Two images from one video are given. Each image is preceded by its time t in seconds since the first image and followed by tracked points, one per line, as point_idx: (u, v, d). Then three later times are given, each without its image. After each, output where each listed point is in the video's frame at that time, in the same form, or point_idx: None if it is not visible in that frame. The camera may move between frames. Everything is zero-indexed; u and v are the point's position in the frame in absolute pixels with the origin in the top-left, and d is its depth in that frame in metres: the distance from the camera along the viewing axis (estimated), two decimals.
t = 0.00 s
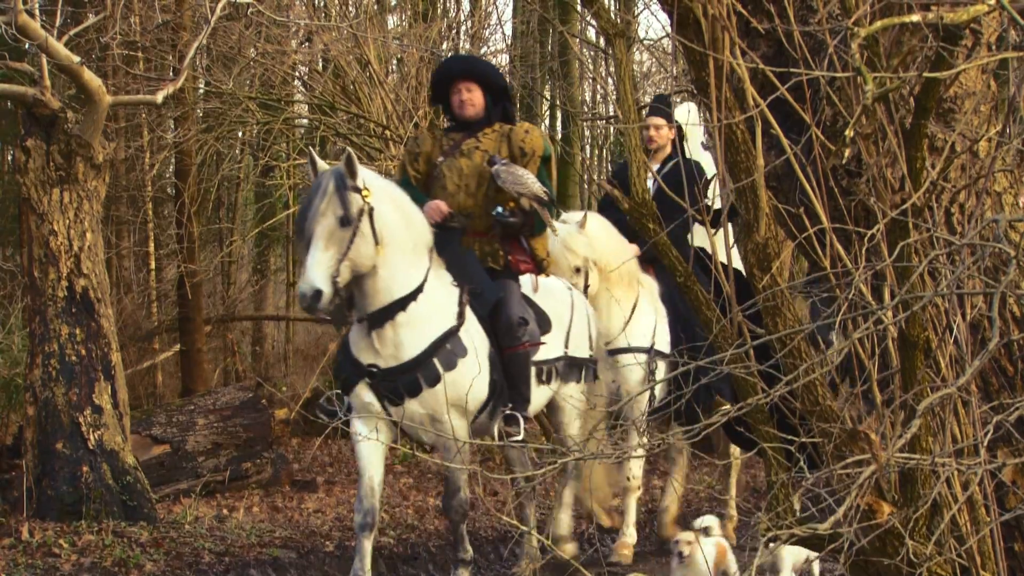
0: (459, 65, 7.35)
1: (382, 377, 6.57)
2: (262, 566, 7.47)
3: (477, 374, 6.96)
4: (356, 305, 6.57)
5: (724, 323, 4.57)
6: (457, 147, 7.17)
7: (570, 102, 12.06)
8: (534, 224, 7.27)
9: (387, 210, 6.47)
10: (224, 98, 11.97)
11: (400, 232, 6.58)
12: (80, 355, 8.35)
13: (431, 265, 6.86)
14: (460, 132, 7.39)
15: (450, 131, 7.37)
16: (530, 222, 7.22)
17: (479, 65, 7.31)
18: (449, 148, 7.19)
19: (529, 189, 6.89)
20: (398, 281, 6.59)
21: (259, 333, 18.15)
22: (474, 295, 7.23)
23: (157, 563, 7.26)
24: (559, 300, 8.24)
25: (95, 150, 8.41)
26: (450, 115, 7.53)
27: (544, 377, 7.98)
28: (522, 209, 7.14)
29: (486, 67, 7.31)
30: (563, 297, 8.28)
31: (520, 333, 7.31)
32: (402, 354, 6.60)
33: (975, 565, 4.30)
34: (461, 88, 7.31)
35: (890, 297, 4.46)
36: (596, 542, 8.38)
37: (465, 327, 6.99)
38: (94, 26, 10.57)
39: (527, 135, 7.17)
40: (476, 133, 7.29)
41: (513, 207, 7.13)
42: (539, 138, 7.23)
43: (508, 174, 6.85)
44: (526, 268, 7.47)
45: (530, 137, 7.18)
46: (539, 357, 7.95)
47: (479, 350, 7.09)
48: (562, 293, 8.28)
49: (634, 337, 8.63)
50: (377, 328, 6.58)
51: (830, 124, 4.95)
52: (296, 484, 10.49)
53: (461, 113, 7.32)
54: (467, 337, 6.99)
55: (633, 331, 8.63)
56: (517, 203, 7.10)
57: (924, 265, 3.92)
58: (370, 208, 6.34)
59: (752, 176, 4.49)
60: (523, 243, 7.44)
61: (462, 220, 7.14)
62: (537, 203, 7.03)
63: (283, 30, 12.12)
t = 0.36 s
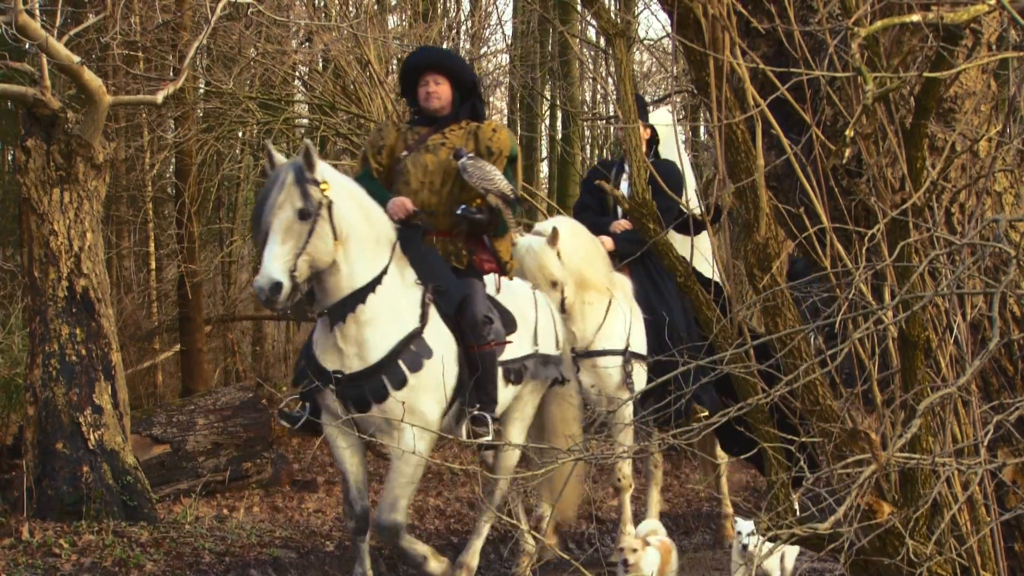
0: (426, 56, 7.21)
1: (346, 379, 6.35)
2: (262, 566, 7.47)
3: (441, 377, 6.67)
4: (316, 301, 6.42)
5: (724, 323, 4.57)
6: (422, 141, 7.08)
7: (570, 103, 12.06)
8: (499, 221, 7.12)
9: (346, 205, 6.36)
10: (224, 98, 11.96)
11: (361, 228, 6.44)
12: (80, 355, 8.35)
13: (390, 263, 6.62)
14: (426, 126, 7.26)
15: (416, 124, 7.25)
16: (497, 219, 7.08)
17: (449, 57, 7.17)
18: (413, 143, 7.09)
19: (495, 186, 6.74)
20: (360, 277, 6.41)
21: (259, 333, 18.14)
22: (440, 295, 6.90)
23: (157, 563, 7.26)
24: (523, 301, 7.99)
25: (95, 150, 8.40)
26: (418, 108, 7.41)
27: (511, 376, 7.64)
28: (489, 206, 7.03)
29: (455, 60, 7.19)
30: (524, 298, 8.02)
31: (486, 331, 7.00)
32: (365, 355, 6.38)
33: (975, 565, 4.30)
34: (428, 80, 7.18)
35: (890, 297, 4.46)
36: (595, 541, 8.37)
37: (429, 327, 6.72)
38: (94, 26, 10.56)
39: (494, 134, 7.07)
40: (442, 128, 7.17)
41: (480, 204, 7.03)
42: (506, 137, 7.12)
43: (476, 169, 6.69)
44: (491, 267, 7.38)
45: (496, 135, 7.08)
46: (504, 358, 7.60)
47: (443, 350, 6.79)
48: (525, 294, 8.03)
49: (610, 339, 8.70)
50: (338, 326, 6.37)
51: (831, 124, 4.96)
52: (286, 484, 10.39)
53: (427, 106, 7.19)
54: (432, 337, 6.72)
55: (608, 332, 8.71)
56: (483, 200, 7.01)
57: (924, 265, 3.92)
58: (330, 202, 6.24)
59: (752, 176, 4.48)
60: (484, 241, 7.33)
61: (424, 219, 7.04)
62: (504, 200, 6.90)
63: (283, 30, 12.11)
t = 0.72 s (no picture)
0: (388, 53, 6.87)
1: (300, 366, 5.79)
2: (263, 566, 7.46)
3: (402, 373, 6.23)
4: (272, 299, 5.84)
5: (725, 323, 4.58)
6: (383, 142, 6.67)
7: (570, 103, 12.05)
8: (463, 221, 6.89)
9: (307, 200, 5.77)
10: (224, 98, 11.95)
11: (322, 224, 5.85)
12: (80, 356, 8.34)
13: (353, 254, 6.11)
14: (388, 126, 6.89)
15: (377, 125, 6.89)
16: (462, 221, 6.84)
17: (411, 53, 6.84)
18: (375, 144, 6.66)
19: (460, 185, 6.52)
20: (317, 272, 5.82)
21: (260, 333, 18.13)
22: (399, 290, 6.41)
23: (157, 564, 7.25)
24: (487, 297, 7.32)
25: (95, 150, 8.40)
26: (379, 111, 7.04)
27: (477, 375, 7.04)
28: (454, 206, 6.77)
29: (419, 58, 6.87)
30: (490, 296, 7.34)
31: (450, 329, 6.52)
32: (314, 342, 5.79)
33: (975, 565, 4.30)
34: (390, 79, 6.86)
35: (890, 297, 4.46)
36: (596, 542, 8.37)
37: (387, 319, 6.20)
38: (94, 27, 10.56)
39: (457, 133, 6.78)
40: (403, 128, 6.82)
41: (444, 204, 6.75)
42: (468, 135, 6.85)
43: (438, 170, 6.43)
44: (457, 267, 6.98)
45: (461, 134, 6.81)
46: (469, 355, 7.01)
47: (399, 344, 6.22)
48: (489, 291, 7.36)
49: (579, 341, 8.01)
50: (292, 314, 5.79)
51: (831, 125, 4.97)
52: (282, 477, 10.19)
53: (388, 105, 6.86)
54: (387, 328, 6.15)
55: (579, 333, 8.02)
56: (448, 200, 6.73)
57: (925, 266, 3.92)
58: (290, 197, 5.63)
59: (753, 177, 4.50)
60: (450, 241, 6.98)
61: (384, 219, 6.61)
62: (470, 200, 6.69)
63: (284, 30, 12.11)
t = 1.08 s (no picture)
0: (351, 36, 6.30)
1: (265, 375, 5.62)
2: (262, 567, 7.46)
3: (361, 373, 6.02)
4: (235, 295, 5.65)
5: (724, 324, 4.58)
6: (343, 127, 6.20)
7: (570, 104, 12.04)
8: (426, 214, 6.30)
9: (271, 194, 5.59)
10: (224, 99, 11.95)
11: (286, 220, 5.67)
12: (80, 356, 8.34)
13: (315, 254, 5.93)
14: (350, 111, 6.38)
15: (338, 111, 6.38)
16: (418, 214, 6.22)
17: (378, 36, 6.27)
18: (334, 129, 6.22)
19: (423, 177, 6.01)
20: (280, 268, 5.65)
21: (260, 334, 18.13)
22: (360, 288, 6.17)
23: (157, 564, 7.25)
24: (450, 289, 7.06)
25: (95, 151, 8.40)
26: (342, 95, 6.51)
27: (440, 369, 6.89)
28: (415, 196, 6.19)
29: (382, 41, 6.28)
30: (456, 292, 7.09)
31: (411, 326, 6.30)
32: (276, 347, 5.63)
33: (975, 566, 4.31)
34: (351, 63, 6.29)
35: (890, 298, 4.46)
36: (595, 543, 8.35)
37: (346, 317, 5.99)
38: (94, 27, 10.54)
39: (420, 117, 6.25)
40: (365, 114, 6.31)
41: (405, 194, 6.18)
42: (432, 121, 6.30)
43: (403, 158, 5.94)
44: (416, 257, 6.39)
45: (424, 121, 6.27)
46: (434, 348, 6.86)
47: (359, 343, 6.03)
48: (455, 283, 7.09)
49: (542, 346, 7.44)
50: (255, 317, 5.60)
51: (831, 125, 4.97)
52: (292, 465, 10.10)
53: (350, 91, 6.31)
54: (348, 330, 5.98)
55: (541, 339, 7.43)
56: (410, 190, 6.16)
57: (925, 266, 3.91)
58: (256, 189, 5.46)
59: (753, 177, 4.51)
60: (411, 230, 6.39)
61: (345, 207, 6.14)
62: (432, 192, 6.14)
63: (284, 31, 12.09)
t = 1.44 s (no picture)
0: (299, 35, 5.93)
1: (219, 371, 5.10)
2: (262, 568, 7.46)
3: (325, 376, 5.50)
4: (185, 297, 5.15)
5: (724, 325, 4.57)
6: (301, 134, 5.83)
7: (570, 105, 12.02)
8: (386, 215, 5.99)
9: (221, 192, 5.14)
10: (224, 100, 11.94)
11: (237, 217, 5.20)
12: (80, 357, 8.33)
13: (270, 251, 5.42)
14: (305, 116, 5.99)
15: (293, 115, 5.98)
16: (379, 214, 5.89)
17: (328, 32, 5.90)
18: (291, 136, 5.84)
19: (382, 177, 5.64)
20: (235, 265, 5.18)
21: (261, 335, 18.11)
22: (322, 288, 5.66)
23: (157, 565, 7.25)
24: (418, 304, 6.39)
25: (95, 152, 8.41)
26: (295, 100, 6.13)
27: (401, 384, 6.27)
28: (374, 196, 5.84)
29: (333, 38, 5.92)
30: (421, 303, 6.41)
31: (376, 329, 5.82)
32: (234, 348, 5.14)
33: (975, 568, 4.30)
34: (304, 64, 5.92)
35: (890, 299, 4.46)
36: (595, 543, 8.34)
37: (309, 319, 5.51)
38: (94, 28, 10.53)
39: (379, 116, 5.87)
40: (322, 118, 5.94)
41: (364, 194, 5.83)
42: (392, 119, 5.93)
43: (363, 157, 5.57)
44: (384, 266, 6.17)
45: (383, 120, 5.87)
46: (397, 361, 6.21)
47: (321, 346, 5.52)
48: (422, 299, 6.43)
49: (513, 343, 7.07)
50: (209, 319, 5.11)
51: (830, 126, 4.96)
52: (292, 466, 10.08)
53: (304, 93, 5.94)
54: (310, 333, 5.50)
55: (512, 336, 7.08)
56: (369, 189, 5.82)
57: (925, 267, 3.91)
58: (204, 188, 5.01)
59: (753, 178, 4.51)
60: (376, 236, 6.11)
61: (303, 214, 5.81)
62: (392, 192, 5.80)
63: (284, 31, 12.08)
